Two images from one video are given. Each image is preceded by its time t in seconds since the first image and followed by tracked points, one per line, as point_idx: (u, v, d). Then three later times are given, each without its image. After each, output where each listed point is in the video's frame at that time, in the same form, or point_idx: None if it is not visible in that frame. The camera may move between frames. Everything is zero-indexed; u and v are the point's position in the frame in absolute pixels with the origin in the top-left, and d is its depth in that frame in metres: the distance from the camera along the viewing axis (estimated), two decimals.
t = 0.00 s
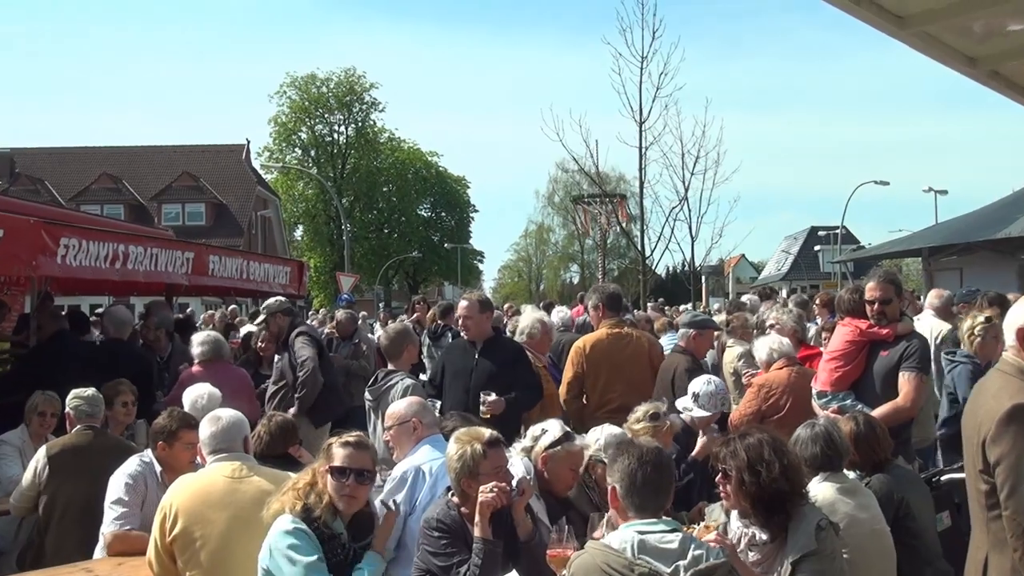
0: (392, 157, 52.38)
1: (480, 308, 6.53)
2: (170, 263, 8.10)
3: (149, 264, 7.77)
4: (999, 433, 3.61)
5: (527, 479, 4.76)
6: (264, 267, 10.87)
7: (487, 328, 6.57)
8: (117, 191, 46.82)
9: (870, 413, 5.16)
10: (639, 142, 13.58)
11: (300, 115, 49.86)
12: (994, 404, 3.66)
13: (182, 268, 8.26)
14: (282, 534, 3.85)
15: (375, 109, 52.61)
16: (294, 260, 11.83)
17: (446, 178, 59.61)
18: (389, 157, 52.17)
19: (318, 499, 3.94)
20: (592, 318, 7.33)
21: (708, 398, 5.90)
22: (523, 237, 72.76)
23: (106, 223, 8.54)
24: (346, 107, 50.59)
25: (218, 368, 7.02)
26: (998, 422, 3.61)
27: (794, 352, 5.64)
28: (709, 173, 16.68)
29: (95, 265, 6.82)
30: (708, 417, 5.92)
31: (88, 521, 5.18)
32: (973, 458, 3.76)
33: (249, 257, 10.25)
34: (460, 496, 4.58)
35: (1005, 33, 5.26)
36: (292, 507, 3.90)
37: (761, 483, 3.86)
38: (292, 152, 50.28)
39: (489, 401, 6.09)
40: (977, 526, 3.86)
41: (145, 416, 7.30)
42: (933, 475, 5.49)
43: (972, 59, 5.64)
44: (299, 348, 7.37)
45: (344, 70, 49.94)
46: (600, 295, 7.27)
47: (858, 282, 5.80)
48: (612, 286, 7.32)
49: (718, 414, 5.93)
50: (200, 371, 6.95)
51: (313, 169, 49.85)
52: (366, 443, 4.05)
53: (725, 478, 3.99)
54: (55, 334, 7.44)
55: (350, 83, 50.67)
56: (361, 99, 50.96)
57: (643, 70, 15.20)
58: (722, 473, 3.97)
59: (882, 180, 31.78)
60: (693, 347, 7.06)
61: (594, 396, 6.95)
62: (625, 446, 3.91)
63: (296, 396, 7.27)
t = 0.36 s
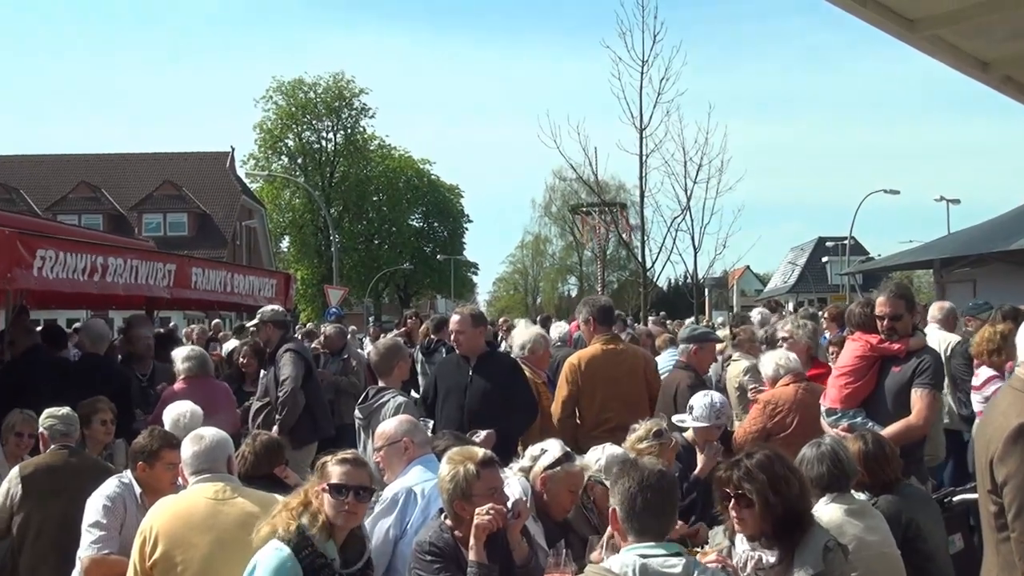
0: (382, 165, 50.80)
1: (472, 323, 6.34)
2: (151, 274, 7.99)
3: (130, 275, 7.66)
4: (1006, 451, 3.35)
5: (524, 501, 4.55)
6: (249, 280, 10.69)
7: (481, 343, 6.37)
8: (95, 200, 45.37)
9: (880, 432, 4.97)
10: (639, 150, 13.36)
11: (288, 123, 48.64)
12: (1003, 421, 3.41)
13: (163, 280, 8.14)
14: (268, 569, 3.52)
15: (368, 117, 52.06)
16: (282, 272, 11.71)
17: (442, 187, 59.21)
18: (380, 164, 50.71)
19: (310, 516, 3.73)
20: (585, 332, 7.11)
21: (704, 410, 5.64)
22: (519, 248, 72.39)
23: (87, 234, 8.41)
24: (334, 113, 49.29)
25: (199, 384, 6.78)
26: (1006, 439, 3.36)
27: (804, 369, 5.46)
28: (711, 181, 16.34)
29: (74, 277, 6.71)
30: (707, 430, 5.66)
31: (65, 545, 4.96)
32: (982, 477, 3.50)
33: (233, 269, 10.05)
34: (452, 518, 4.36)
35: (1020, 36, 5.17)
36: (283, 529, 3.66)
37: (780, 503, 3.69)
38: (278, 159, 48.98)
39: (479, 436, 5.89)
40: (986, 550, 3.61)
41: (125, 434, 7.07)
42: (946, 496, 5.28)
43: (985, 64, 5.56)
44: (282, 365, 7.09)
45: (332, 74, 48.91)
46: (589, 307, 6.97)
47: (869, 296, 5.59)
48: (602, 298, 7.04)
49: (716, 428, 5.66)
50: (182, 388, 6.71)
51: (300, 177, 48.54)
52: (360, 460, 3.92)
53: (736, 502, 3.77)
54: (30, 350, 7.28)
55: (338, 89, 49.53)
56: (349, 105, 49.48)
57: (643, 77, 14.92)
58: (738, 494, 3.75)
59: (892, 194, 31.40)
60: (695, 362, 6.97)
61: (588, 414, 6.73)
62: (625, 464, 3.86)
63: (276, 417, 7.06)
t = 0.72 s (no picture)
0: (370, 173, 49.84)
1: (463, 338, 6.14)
2: (127, 287, 7.97)
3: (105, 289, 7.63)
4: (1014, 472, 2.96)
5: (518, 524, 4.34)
6: (231, 293, 10.55)
7: (473, 359, 6.19)
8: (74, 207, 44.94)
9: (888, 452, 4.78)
10: (636, 160, 13.18)
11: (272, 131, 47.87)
12: (1011, 441, 3.01)
13: (141, 294, 8.18)
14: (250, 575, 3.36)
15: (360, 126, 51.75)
16: (265, 285, 11.65)
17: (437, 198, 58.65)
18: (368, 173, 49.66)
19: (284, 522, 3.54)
20: (576, 349, 6.91)
21: (694, 425, 5.48)
22: (513, 259, 72.11)
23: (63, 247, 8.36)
24: (319, 120, 48.39)
25: (177, 402, 6.64)
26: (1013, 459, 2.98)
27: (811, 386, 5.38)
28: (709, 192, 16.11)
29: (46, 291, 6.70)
30: (699, 447, 5.47)
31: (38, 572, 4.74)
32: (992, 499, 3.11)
33: (214, 282, 10.01)
34: (443, 542, 4.16)
35: None
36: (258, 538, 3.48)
37: (783, 525, 3.45)
38: (261, 168, 48.19)
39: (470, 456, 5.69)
40: None
41: (100, 454, 6.91)
42: (956, 518, 5.09)
43: (994, 69, 5.47)
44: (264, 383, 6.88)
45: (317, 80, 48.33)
46: (580, 323, 6.86)
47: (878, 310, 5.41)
48: (592, 313, 6.95)
49: (708, 444, 5.48)
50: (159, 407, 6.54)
51: (284, 186, 47.57)
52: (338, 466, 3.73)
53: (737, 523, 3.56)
54: (7, 364, 7.11)
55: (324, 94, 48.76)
56: (336, 112, 48.82)
57: (640, 86, 14.74)
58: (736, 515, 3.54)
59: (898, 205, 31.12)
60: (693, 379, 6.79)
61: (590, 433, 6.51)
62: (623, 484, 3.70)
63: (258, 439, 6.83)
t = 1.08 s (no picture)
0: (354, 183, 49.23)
1: (454, 354, 5.95)
2: (103, 301, 7.98)
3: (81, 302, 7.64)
4: None
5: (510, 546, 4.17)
6: (210, 307, 10.43)
7: (463, 375, 5.99)
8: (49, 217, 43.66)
9: (896, 472, 4.63)
10: (634, 168, 12.98)
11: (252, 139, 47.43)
12: None
13: (118, 308, 8.20)
14: None
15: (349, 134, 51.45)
16: (246, 299, 11.52)
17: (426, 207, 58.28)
18: (353, 182, 49.14)
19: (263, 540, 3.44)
20: (579, 365, 6.68)
21: (682, 441, 5.25)
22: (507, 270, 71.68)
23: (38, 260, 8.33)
24: (303, 127, 48.09)
25: (153, 419, 6.48)
26: None
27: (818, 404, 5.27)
28: (708, 201, 15.91)
29: (18, 304, 6.73)
30: (688, 464, 5.26)
31: None
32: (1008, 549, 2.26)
33: (193, 296, 9.96)
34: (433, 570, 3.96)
35: None
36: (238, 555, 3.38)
37: (784, 548, 3.23)
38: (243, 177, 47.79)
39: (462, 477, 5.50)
40: None
41: (73, 475, 6.73)
42: (968, 541, 4.91)
43: (1004, 76, 5.43)
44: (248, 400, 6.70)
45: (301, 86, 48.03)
46: (585, 338, 6.65)
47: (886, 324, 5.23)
48: (597, 328, 6.74)
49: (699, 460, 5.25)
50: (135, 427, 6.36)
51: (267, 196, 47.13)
52: (316, 483, 3.64)
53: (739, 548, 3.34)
54: None
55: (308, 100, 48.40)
56: (321, 120, 48.49)
57: (636, 93, 14.55)
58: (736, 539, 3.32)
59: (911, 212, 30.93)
60: (692, 398, 6.61)
61: (595, 456, 6.40)
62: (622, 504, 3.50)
63: (242, 460, 6.65)
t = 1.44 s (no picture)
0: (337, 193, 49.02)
1: (446, 370, 5.78)
2: (77, 315, 8.02)
3: (53, 317, 7.68)
4: None
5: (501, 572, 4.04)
6: (189, 322, 10.36)
7: (453, 393, 5.82)
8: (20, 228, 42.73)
9: (902, 494, 4.47)
10: (629, 178, 12.84)
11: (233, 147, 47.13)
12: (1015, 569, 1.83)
13: (93, 323, 8.25)
14: None
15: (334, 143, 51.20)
16: (226, 314, 11.33)
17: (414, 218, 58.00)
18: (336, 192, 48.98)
19: None
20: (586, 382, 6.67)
21: (676, 463, 5.06)
22: (496, 286, 71.14)
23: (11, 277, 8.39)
24: (286, 134, 47.91)
25: (129, 440, 6.40)
26: None
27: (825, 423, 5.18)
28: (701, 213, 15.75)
29: None
30: (684, 486, 5.07)
31: None
32: None
33: (170, 311, 9.90)
34: None
35: None
36: None
37: None
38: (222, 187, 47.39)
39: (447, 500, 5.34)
40: None
41: (48, 495, 6.57)
42: (980, 565, 4.73)
43: (1012, 83, 5.40)
44: (228, 419, 6.55)
45: (284, 93, 47.74)
46: (591, 357, 6.68)
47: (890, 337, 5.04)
48: (604, 347, 6.77)
49: (695, 482, 5.06)
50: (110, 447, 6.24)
51: (248, 207, 46.82)
52: (303, 523, 3.87)
53: (757, 567, 3.52)
54: None
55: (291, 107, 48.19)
56: (304, 127, 48.27)
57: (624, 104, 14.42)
58: (756, 556, 3.50)
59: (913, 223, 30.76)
60: (690, 415, 6.41)
61: (596, 476, 6.43)
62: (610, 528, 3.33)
63: (221, 481, 6.48)
